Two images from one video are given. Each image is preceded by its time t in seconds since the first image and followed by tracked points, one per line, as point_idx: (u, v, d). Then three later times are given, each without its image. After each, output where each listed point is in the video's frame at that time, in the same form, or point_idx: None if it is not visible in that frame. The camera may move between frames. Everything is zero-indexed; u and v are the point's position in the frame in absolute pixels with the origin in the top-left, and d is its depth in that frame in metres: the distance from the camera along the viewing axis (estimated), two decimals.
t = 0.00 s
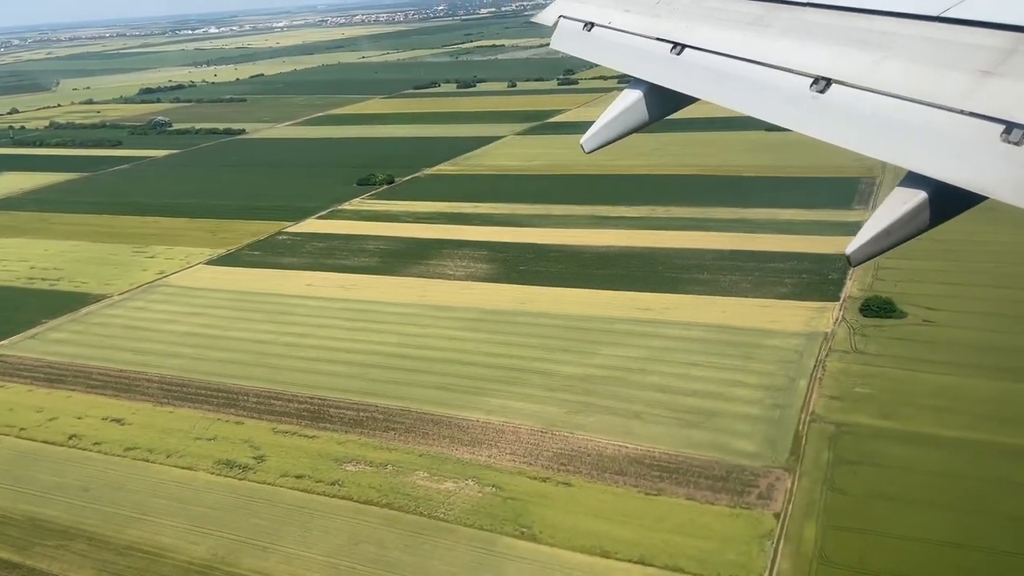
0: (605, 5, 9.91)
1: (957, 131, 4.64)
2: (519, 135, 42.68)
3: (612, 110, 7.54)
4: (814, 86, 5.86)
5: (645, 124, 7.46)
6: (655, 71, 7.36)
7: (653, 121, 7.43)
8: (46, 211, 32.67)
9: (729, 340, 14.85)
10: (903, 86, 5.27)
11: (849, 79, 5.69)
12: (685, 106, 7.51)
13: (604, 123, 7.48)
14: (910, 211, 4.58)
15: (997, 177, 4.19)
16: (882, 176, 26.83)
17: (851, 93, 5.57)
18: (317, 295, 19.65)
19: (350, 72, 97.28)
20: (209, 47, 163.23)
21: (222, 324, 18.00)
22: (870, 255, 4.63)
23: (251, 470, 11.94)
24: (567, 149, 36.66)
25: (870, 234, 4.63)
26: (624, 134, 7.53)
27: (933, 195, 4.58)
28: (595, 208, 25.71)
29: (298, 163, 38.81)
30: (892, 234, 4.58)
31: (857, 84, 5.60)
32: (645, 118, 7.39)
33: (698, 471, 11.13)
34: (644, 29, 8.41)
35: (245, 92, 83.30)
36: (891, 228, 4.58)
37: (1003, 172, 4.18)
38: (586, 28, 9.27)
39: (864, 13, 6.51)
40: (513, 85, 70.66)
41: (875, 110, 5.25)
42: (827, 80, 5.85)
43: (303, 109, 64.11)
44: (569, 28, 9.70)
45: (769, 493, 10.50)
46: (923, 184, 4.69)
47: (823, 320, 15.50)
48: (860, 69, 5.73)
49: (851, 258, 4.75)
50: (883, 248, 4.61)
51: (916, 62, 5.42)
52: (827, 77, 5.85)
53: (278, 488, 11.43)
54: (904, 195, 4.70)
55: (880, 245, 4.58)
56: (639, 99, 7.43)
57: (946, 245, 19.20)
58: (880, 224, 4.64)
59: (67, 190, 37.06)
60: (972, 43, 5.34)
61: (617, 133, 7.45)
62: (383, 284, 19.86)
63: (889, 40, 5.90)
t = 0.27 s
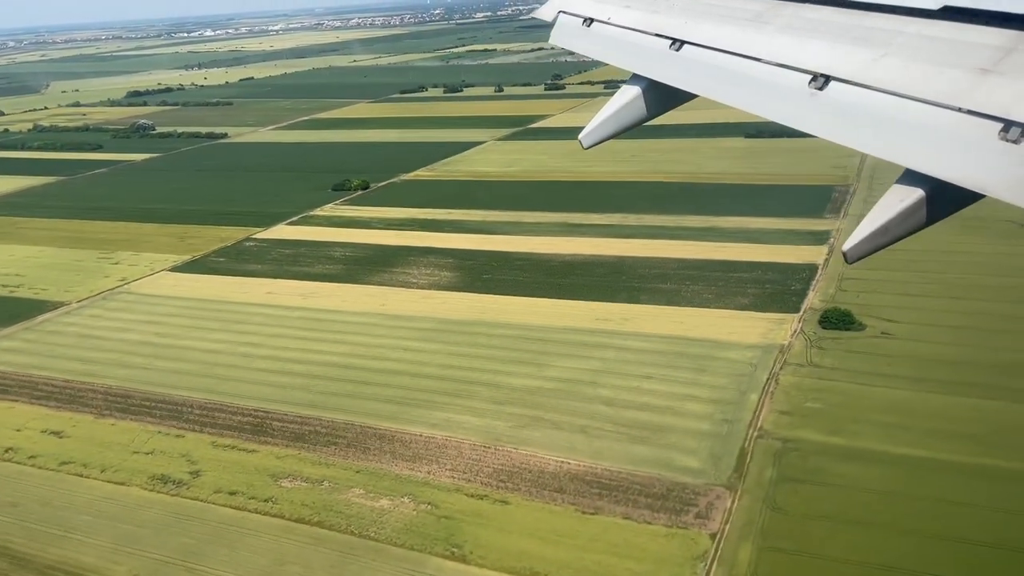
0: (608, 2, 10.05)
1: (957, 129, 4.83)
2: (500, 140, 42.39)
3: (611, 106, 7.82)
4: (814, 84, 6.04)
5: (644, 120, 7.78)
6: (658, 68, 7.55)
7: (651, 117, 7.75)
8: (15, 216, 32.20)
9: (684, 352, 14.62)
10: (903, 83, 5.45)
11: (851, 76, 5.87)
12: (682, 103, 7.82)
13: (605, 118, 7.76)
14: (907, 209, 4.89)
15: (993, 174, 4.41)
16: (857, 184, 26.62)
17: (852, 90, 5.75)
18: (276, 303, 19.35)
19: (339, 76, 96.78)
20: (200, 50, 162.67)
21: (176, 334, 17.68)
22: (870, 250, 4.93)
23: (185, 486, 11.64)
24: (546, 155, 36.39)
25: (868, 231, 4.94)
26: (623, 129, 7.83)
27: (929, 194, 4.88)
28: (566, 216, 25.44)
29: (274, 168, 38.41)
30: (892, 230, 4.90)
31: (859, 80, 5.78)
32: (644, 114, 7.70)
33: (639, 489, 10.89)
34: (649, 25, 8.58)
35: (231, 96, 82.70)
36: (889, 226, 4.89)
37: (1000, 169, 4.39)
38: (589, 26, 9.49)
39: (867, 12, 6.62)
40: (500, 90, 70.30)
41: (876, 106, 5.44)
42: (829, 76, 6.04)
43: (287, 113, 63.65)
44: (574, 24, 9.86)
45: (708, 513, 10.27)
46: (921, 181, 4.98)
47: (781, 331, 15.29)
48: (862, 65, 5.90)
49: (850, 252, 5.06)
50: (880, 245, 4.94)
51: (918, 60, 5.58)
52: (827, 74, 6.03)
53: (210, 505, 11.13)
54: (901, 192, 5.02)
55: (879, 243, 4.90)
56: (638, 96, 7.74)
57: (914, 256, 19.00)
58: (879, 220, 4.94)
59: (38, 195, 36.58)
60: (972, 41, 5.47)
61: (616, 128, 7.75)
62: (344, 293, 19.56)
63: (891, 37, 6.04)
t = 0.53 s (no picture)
0: (593, 1, 9.71)
1: (954, 136, 4.56)
2: (482, 146, 42.14)
3: (610, 110, 7.33)
4: (812, 89, 5.71)
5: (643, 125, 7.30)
6: (649, 70, 7.14)
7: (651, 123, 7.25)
8: None
9: (637, 365, 14.40)
10: (899, 89, 5.17)
11: (846, 80, 5.59)
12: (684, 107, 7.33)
13: (602, 124, 7.28)
14: (903, 215, 4.62)
15: (991, 183, 4.17)
16: (831, 193, 26.39)
17: (846, 94, 5.46)
18: (234, 312, 19.04)
19: (329, 81, 96.55)
20: (193, 53, 162.39)
21: (129, 343, 17.38)
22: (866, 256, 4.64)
23: (115, 503, 11.34)
24: (524, 161, 36.14)
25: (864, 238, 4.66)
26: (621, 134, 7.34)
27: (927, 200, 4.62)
28: (537, 224, 25.19)
29: (251, 173, 38.12)
30: (887, 237, 4.62)
31: (853, 84, 5.49)
32: (644, 119, 7.20)
33: (577, 507, 10.62)
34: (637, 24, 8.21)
35: (220, 100, 82.48)
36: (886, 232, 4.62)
37: (998, 177, 4.15)
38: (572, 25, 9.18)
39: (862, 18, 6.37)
40: (488, 95, 70.02)
41: (870, 111, 5.17)
42: (824, 79, 5.74)
43: (272, 118, 63.36)
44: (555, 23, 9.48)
45: (644, 533, 10.00)
46: (918, 188, 4.72)
47: (737, 344, 15.03)
48: (857, 70, 5.61)
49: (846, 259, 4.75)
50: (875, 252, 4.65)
51: (915, 65, 5.31)
52: (822, 78, 5.73)
53: (137, 523, 10.84)
54: (897, 198, 4.74)
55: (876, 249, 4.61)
56: (637, 101, 7.24)
57: (880, 266, 18.74)
58: (875, 227, 4.66)
59: (11, 200, 36.26)
60: (971, 49, 5.21)
61: (614, 135, 7.27)
62: (304, 301, 19.29)
63: (887, 43, 5.76)
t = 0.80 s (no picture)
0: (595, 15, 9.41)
1: (951, 150, 4.35)
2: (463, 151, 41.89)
3: (608, 122, 7.09)
4: (810, 103, 5.42)
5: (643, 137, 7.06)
6: (642, 83, 6.91)
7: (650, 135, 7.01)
8: None
9: (590, 377, 14.18)
10: (893, 102, 4.95)
11: (841, 92, 5.35)
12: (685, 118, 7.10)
13: (600, 136, 7.05)
14: (904, 227, 4.36)
15: (989, 198, 3.96)
16: (805, 200, 26.19)
17: (842, 107, 5.21)
18: (193, 321, 18.74)
19: (319, 85, 96.28)
20: (184, 57, 162.06)
21: (81, 353, 17.09)
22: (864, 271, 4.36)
23: (42, 520, 11.03)
24: (503, 167, 35.89)
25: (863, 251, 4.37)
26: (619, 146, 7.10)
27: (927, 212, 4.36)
28: (507, 231, 24.95)
29: (228, 178, 37.83)
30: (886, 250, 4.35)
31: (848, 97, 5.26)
32: (643, 131, 6.96)
33: (512, 525, 10.35)
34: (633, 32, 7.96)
35: (208, 104, 82.19)
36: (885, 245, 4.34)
37: (996, 192, 3.95)
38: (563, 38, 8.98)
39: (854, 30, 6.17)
40: (476, 100, 69.76)
41: (865, 124, 4.93)
42: (819, 91, 5.50)
43: (257, 123, 63.08)
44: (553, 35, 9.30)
45: (577, 553, 9.72)
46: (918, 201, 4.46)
47: (693, 356, 14.79)
48: (851, 83, 5.38)
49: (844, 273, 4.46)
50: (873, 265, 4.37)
51: (912, 79, 5.09)
52: (820, 92, 5.44)
53: (61, 542, 10.54)
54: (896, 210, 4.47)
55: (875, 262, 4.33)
56: (636, 112, 6.99)
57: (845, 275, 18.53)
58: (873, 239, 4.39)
59: None
60: (967, 63, 5.01)
61: (612, 147, 7.04)
62: (264, 310, 19.01)
63: (882, 56, 5.54)
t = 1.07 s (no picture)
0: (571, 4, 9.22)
1: (952, 169, 4.15)
2: (443, 156, 41.64)
3: (608, 142, 6.60)
4: (811, 121, 5.09)
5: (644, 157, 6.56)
6: (632, 93, 6.58)
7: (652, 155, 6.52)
8: None
9: (542, 387, 13.95)
10: (890, 120, 4.72)
11: (835, 109, 5.09)
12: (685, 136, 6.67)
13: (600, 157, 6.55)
14: (906, 244, 4.13)
15: (993, 218, 3.77)
16: (778, 205, 26.03)
17: (838, 125, 4.94)
18: (148, 329, 18.44)
19: (307, 89, 95.98)
20: (175, 60, 161.71)
21: (31, 362, 16.79)
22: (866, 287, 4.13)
23: None
24: (480, 172, 35.66)
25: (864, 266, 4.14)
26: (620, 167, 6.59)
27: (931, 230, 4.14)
28: (476, 237, 24.74)
29: (203, 183, 37.53)
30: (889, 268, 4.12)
31: (841, 115, 5.00)
32: (644, 150, 6.47)
33: (444, 543, 10.10)
34: (623, 38, 7.69)
35: (194, 108, 81.85)
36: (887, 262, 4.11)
37: (1001, 211, 3.76)
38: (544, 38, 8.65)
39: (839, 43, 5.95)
40: (462, 103, 69.57)
41: (862, 143, 4.69)
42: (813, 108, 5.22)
43: (241, 126, 62.77)
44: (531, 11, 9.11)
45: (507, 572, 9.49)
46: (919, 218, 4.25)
47: (647, 365, 14.58)
48: (844, 99, 5.13)
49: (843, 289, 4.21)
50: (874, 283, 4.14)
51: (908, 96, 4.86)
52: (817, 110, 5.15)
53: None
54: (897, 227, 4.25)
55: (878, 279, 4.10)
56: (637, 131, 6.50)
57: (810, 283, 18.36)
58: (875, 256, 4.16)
59: None
60: (959, 81, 4.80)
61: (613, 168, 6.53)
62: (222, 318, 18.73)
63: (873, 72, 5.31)
